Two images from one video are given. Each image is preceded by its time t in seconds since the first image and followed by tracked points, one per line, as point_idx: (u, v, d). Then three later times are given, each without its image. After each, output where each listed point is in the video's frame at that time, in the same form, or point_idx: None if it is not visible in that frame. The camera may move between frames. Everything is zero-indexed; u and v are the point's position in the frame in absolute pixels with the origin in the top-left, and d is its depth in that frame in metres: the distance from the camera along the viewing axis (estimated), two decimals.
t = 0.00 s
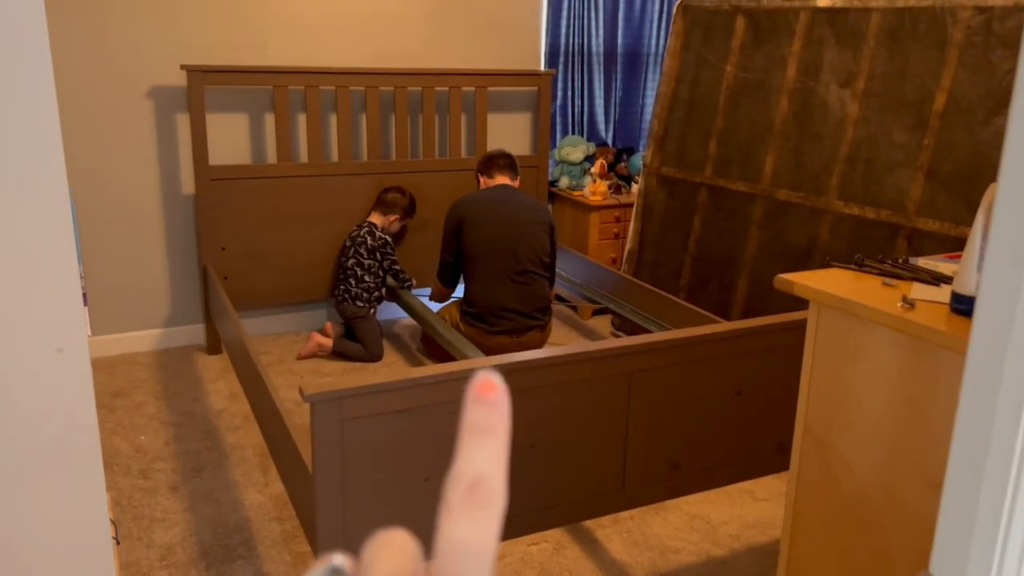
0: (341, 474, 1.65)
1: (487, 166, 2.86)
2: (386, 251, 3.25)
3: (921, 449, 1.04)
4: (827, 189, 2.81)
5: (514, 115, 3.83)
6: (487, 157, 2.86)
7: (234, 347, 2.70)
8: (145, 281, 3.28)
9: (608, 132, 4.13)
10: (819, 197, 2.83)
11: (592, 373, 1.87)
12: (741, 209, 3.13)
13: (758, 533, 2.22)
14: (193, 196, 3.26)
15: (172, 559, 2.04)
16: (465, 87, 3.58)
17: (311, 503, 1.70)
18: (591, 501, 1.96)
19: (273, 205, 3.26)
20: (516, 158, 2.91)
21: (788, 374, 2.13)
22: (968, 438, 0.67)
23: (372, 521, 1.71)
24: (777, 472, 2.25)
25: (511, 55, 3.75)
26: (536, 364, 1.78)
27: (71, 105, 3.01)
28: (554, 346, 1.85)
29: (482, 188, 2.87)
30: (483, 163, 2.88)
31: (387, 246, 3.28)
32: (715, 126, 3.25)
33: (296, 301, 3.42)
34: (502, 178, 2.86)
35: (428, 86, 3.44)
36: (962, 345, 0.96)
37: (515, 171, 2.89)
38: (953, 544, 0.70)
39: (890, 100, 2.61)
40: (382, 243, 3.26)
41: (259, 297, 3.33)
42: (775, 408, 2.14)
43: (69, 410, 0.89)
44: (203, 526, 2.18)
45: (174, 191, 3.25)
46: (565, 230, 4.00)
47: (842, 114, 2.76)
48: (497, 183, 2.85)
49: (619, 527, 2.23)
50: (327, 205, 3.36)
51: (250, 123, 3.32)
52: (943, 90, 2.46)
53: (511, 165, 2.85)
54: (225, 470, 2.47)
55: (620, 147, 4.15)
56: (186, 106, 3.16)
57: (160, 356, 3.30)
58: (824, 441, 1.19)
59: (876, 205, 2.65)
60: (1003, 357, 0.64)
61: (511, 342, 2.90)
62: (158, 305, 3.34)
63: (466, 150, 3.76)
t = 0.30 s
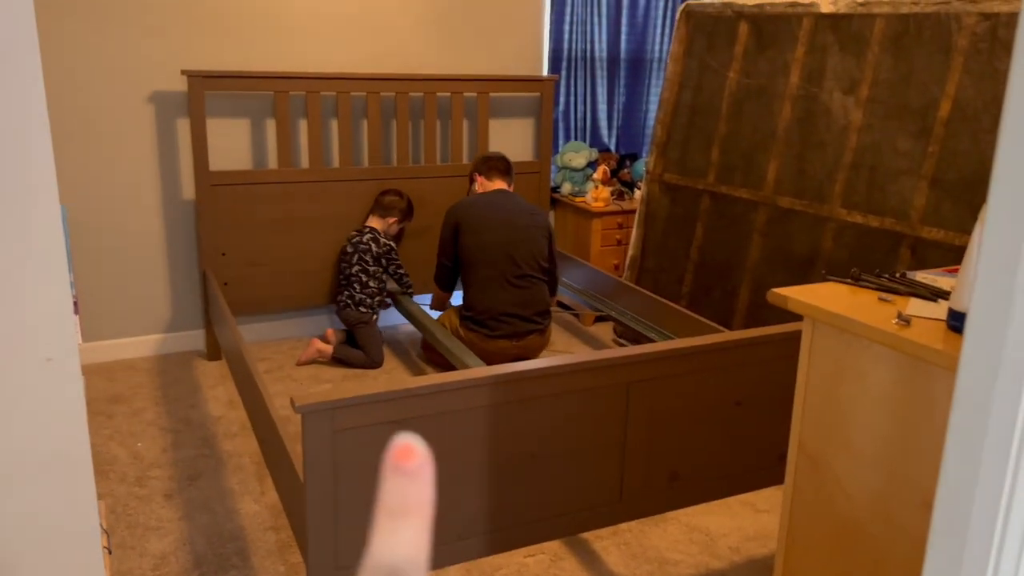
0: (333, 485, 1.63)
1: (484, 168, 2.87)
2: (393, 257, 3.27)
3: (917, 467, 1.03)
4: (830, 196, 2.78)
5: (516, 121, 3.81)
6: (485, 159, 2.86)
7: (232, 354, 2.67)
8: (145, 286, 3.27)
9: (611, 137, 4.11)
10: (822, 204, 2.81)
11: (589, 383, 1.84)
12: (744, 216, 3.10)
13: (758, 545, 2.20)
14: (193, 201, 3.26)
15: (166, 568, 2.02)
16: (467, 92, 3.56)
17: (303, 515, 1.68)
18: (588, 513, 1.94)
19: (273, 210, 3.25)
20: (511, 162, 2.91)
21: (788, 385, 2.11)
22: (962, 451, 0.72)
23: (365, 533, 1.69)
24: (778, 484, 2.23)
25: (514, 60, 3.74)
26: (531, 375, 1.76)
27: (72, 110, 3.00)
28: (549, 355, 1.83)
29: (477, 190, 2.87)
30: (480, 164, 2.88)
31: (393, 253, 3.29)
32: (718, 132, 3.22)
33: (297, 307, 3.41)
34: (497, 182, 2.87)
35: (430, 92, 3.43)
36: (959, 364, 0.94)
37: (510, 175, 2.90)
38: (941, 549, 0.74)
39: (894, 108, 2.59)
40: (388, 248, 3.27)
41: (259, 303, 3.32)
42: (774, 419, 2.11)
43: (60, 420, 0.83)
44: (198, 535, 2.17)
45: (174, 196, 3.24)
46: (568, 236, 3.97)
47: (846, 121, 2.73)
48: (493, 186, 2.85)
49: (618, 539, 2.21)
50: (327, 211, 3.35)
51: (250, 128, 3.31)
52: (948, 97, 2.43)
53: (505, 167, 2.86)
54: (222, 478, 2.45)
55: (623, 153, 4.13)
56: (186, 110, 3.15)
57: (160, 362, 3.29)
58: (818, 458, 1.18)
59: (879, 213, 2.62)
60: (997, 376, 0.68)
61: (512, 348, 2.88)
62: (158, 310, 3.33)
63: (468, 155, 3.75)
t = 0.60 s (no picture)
0: (326, 484, 1.62)
1: (477, 169, 2.84)
2: (393, 256, 3.26)
3: (908, 472, 1.02)
4: (831, 198, 2.76)
5: (517, 121, 3.80)
6: (477, 160, 2.84)
7: (229, 352, 2.66)
8: (144, 283, 3.27)
9: (612, 137, 4.10)
10: (822, 205, 2.79)
11: (585, 384, 1.83)
12: (744, 217, 3.09)
13: (755, 548, 2.18)
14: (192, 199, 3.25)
15: (159, 567, 2.02)
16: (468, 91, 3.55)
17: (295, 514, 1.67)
18: (583, 514, 1.93)
19: (271, 208, 3.24)
20: (505, 159, 2.89)
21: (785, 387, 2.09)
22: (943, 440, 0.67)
23: (357, 532, 1.68)
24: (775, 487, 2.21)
25: (515, 59, 3.72)
26: (526, 375, 1.75)
27: (71, 107, 3.00)
28: (544, 356, 1.81)
29: (473, 192, 2.86)
30: (473, 165, 2.86)
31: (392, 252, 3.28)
32: (719, 133, 3.21)
33: (296, 305, 3.40)
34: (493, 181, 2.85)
35: (430, 91, 3.42)
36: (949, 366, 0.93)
37: (505, 172, 2.87)
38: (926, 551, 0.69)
39: (895, 109, 2.57)
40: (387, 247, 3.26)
41: (258, 301, 3.31)
42: (772, 421, 2.10)
43: (45, 418, 0.79)
44: (192, 534, 2.16)
45: (173, 194, 3.24)
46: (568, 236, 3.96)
47: (847, 123, 2.72)
48: (489, 185, 2.83)
49: (613, 541, 2.19)
50: (326, 210, 3.34)
51: (250, 126, 3.31)
52: (949, 99, 2.41)
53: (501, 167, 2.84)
54: (218, 476, 2.44)
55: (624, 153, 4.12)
56: (185, 108, 3.15)
57: (158, 360, 3.28)
58: (810, 462, 1.17)
59: (880, 214, 2.60)
60: (987, 353, 0.62)
61: (512, 350, 2.88)
62: (156, 308, 3.32)
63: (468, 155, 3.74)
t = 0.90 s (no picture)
0: (321, 485, 1.61)
1: (473, 177, 2.90)
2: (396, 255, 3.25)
3: (907, 481, 0.99)
4: (837, 200, 2.74)
5: (521, 120, 3.78)
6: (472, 168, 2.90)
7: (229, 352, 2.65)
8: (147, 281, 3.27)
9: (617, 138, 4.08)
10: (828, 207, 2.77)
11: (584, 386, 1.81)
12: (749, 219, 3.06)
13: (756, 553, 2.16)
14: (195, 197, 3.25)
15: (155, 567, 2.01)
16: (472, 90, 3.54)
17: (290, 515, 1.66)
18: (582, 518, 1.91)
19: (274, 206, 3.23)
20: (500, 164, 2.94)
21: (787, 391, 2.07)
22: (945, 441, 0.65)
23: (352, 534, 1.66)
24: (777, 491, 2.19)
25: (519, 58, 3.71)
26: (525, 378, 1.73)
27: (73, 104, 3.00)
28: (544, 358, 1.80)
29: (471, 198, 2.90)
30: (468, 174, 2.92)
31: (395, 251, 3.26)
32: (725, 133, 3.18)
33: (298, 304, 3.40)
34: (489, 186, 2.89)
35: (434, 89, 3.41)
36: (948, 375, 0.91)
37: (501, 177, 2.92)
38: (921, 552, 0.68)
39: (902, 111, 2.54)
40: (390, 246, 3.25)
41: (260, 300, 3.30)
42: (774, 425, 2.07)
43: (45, 422, 0.82)
44: (189, 533, 2.15)
45: (176, 192, 3.23)
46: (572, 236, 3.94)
47: (853, 124, 2.69)
48: (486, 190, 2.87)
49: (613, 544, 2.17)
50: (329, 208, 3.33)
51: (253, 124, 3.30)
52: (957, 100, 2.38)
53: (496, 171, 2.90)
54: (216, 476, 2.44)
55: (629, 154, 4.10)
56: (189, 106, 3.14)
57: (160, 358, 3.28)
58: (808, 468, 1.15)
59: (885, 217, 2.58)
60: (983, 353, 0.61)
61: (514, 355, 2.86)
62: (158, 306, 3.32)
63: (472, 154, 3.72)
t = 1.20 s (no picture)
0: (341, 478, 1.62)
1: (480, 176, 2.99)
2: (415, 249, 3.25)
3: (936, 481, 0.99)
4: (859, 197, 2.72)
5: (541, 115, 3.78)
6: (478, 168, 2.99)
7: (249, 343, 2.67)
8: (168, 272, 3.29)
9: (637, 133, 4.06)
10: (850, 204, 2.74)
11: (604, 381, 1.81)
12: (770, 216, 3.04)
13: (775, 551, 2.15)
14: (216, 189, 3.26)
15: (177, 556, 2.03)
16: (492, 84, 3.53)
17: (310, 508, 1.67)
18: (601, 514, 1.91)
19: (294, 199, 3.24)
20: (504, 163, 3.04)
21: (809, 388, 2.06)
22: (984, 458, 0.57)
23: (372, 527, 1.67)
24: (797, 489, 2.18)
25: (539, 52, 3.70)
26: (545, 372, 1.73)
27: (97, 96, 3.02)
28: (564, 353, 1.80)
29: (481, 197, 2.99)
30: (476, 174, 3.01)
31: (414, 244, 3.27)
32: (746, 129, 3.16)
33: (317, 297, 3.41)
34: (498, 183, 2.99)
35: (454, 83, 3.41)
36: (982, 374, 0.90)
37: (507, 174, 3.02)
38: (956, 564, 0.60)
39: (928, 107, 2.52)
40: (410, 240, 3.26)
41: (280, 292, 3.32)
42: (795, 423, 2.06)
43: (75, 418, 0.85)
44: (210, 523, 2.17)
45: (197, 184, 3.25)
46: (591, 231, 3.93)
47: (877, 121, 2.67)
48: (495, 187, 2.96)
49: (631, 540, 2.17)
50: (348, 201, 3.34)
51: (274, 117, 3.31)
52: (984, 97, 2.36)
53: (503, 169, 2.98)
54: (236, 466, 2.45)
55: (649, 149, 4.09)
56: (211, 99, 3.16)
57: (180, 349, 3.30)
58: (834, 468, 1.14)
59: (909, 215, 2.56)
60: None
61: (532, 348, 2.87)
62: (179, 297, 3.34)
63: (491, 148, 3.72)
